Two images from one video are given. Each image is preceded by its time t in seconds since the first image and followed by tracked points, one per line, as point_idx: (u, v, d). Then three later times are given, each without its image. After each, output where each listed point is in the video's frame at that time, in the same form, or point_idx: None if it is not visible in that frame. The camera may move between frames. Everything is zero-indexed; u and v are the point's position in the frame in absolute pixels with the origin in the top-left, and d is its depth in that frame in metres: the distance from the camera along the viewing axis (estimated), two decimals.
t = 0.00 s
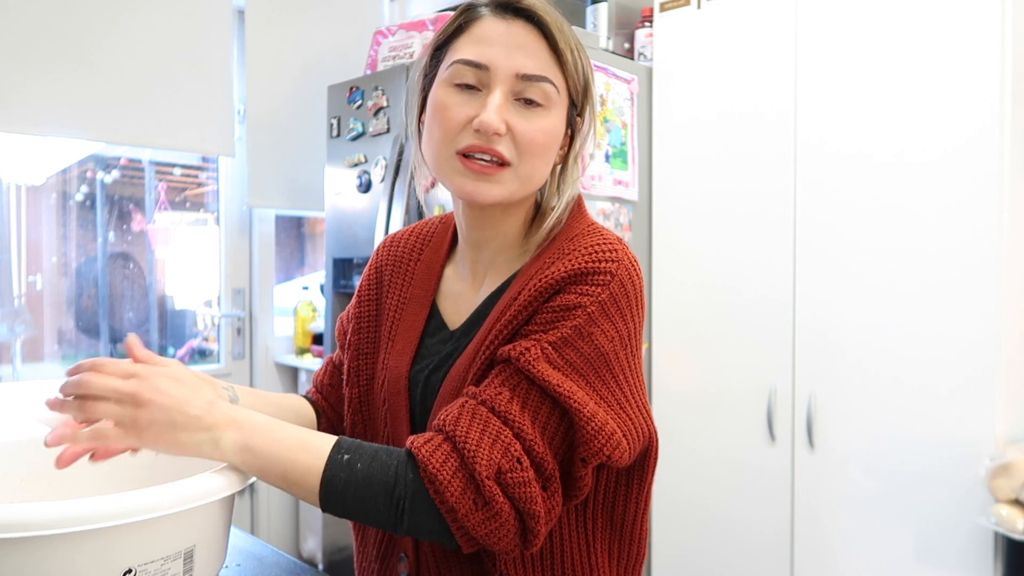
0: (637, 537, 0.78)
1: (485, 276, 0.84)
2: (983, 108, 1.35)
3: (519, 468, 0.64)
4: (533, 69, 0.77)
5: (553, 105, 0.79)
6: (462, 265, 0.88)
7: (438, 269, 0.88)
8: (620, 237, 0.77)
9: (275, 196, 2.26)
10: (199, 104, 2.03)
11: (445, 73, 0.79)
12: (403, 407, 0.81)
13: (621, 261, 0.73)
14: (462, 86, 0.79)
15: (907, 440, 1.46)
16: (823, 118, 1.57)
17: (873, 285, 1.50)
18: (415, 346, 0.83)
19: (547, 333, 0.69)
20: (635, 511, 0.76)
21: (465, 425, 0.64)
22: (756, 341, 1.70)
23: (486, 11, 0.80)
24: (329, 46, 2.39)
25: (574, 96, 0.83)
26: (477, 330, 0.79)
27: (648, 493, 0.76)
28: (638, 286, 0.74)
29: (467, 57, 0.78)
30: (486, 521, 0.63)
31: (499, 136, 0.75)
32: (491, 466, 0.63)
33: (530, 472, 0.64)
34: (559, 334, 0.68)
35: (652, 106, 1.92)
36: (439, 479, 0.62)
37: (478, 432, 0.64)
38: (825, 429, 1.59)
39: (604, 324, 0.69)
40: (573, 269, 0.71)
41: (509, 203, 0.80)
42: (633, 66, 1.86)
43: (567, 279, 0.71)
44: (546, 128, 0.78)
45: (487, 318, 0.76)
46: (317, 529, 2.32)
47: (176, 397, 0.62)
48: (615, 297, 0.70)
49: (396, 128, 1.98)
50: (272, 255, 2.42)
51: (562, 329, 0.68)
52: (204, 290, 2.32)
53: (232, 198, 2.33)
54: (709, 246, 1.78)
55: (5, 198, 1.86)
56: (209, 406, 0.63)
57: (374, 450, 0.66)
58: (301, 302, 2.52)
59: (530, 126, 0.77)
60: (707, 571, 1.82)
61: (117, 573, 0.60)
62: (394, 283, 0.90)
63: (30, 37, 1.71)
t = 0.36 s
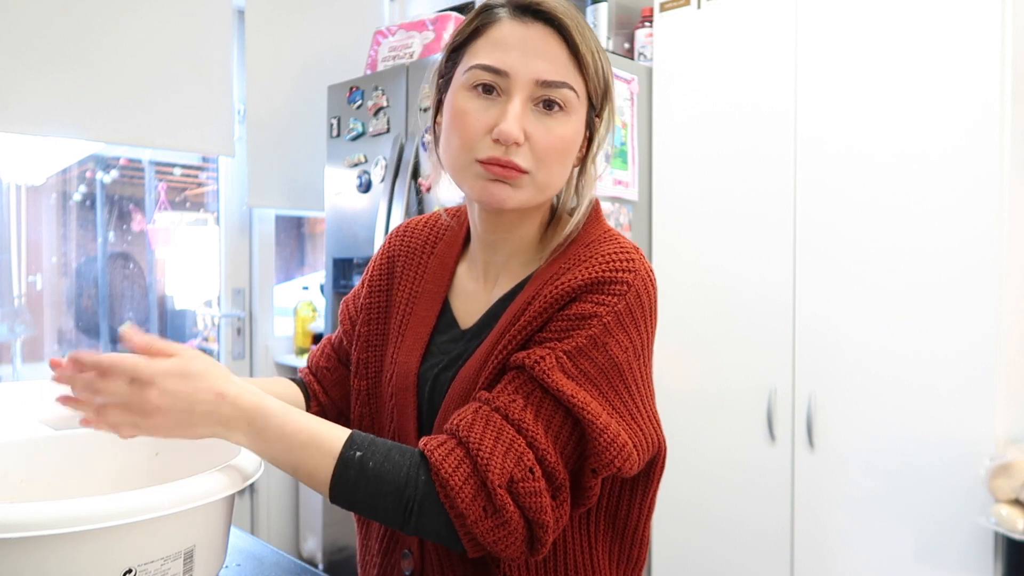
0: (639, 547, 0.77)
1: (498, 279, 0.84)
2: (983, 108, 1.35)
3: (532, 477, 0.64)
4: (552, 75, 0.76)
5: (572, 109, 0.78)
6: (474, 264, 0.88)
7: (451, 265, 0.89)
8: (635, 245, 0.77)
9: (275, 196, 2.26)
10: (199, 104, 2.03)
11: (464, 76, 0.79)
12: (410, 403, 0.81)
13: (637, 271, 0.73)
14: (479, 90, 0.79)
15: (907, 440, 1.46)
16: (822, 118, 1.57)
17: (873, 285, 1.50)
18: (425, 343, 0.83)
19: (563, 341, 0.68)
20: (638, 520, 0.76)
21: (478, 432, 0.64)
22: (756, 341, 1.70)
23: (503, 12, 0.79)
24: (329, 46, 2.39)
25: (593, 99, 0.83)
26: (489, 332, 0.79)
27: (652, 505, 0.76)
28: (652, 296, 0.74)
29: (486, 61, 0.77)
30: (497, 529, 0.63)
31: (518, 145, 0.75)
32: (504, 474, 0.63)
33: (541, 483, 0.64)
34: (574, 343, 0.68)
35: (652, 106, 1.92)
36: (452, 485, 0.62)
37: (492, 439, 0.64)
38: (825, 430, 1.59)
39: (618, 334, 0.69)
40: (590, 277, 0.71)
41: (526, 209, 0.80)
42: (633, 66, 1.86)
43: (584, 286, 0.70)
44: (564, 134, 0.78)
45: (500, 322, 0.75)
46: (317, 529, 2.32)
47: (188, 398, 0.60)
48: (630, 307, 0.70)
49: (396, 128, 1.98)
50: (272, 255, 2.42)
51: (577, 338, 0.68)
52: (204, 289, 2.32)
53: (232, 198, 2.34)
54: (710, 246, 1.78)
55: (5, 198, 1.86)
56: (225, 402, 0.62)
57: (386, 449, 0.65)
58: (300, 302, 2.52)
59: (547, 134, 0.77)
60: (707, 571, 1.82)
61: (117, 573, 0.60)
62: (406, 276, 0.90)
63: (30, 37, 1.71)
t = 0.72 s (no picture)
0: (631, 555, 0.77)
1: (505, 278, 0.84)
2: (983, 108, 1.35)
3: (527, 480, 0.64)
4: (561, 74, 0.76)
5: (582, 112, 0.78)
6: (483, 262, 0.88)
7: (461, 262, 0.89)
8: (640, 249, 0.77)
9: (275, 196, 2.26)
10: (199, 104, 2.03)
11: (478, 71, 0.81)
12: (412, 396, 0.81)
13: (640, 276, 0.72)
14: (491, 86, 0.80)
15: (907, 440, 1.46)
16: (822, 118, 1.57)
17: (872, 285, 1.50)
18: (430, 338, 0.83)
19: (562, 342, 0.68)
20: (633, 529, 0.76)
21: (474, 431, 0.64)
22: (756, 341, 1.70)
23: (523, 9, 0.79)
24: (329, 46, 2.39)
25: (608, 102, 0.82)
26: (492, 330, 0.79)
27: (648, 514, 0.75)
28: (656, 301, 0.74)
29: (498, 56, 0.78)
30: (490, 531, 0.63)
31: (519, 142, 0.76)
32: (498, 476, 0.63)
33: (536, 486, 0.64)
34: (574, 346, 0.68)
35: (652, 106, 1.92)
36: (447, 486, 0.62)
37: (488, 440, 0.64)
38: (825, 430, 1.59)
39: (619, 338, 0.69)
40: (592, 279, 0.71)
41: (530, 207, 0.80)
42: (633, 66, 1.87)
43: (585, 289, 0.70)
44: (570, 135, 0.77)
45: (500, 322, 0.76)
46: (317, 529, 2.33)
47: (161, 410, 0.59)
48: (632, 311, 0.70)
49: (396, 128, 1.99)
50: (273, 255, 2.42)
51: (577, 341, 0.68)
52: (204, 289, 2.32)
53: (233, 198, 2.34)
54: (710, 246, 1.78)
55: (5, 198, 1.86)
56: (198, 418, 0.60)
57: (378, 452, 0.65)
58: (300, 302, 2.52)
59: (552, 133, 0.76)
60: (707, 571, 1.82)
61: (118, 573, 0.60)
62: (415, 270, 0.91)
63: (30, 37, 1.71)
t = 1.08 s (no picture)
0: (630, 559, 0.77)
1: (506, 276, 0.85)
2: (983, 109, 1.35)
3: (533, 480, 0.64)
4: (561, 64, 0.77)
5: (581, 104, 0.79)
6: (485, 261, 0.88)
7: (463, 262, 0.89)
8: (642, 250, 0.77)
9: (275, 196, 2.26)
10: (199, 104, 2.03)
11: (488, 64, 0.83)
12: (411, 393, 0.81)
13: (643, 276, 0.72)
14: (496, 77, 0.82)
15: (907, 440, 1.46)
16: (822, 119, 1.57)
17: (872, 285, 1.50)
18: (430, 335, 0.83)
19: (564, 341, 0.68)
20: (631, 532, 0.76)
21: (479, 430, 0.64)
22: (756, 341, 1.70)
23: (535, 7, 0.82)
24: (329, 46, 2.39)
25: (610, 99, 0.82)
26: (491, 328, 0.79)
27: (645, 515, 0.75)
28: (657, 301, 0.74)
29: (505, 46, 0.81)
30: (495, 532, 0.63)
31: (513, 125, 0.76)
32: (508, 478, 0.63)
33: (543, 488, 0.64)
34: (576, 345, 0.68)
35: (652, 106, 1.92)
36: (456, 486, 0.62)
37: (497, 441, 0.63)
38: (825, 430, 1.59)
39: (620, 338, 0.69)
40: (593, 279, 0.70)
41: (524, 198, 0.80)
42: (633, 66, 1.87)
43: (587, 289, 0.70)
44: (564, 123, 0.77)
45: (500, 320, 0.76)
46: (317, 529, 2.32)
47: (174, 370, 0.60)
48: (633, 311, 0.70)
49: (396, 128, 1.99)
50: (273, 255, 2.42)
51: (578, 340, 0.68)
52: (204, 289, 2.32)
53: (232, 198, 2.34)
54: (710, 245, 1.78)
55: (5, 198, 1.86)
56: (209, 386, 0.60)
57: (389, 442, 0.64)
58: (300, 302, 2.52)
59: (545, 119, 0.77)
60: (707, 571, 1.82)
61: (117, 573, 0.60)
62: (418, 270, 0.91)
63: (30, 38, 1.71)
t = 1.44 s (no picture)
0: (627, 557, 0.77)
1: (503, 272, 0.84)
2: (983, 109, 1.35)
3: (540, 466, 0.63)
4: (547, 61, 0.78)
5: (570, 99, 0.79)
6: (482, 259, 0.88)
7: (462, 261, 0.90)
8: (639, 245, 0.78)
9: (275, 196, 2.26)
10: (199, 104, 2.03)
11: (477, 68, 0.84)
12: (409, 390, 0.81)
13: (641, 270, 0.73)
14: (485, 78, 0.82)
15: (907, 439, 1.46)
16: (822, 119, 1.58)
17: (872, 285, 1.51)
18: (428, 332, 0.83)
19: (567, 329, 0.68)
20: (630, 526, 0.76)
21: (487, 417, 0.63)
22: (756, 341, 1.70)
23: (519, 8, 0.83)
24: (329, 46, 2.39)
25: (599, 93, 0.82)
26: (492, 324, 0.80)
27: (643, 511, 0.75)
28: (654, 295, 0.74)
29: (492, 48, 0.81)
30: (501, 519, 0.62)
31: (504, 123, 0.76)
32: (515, 463, 0.62)
33: (549, 474, 0.64)
34: (580, 334, 0.68)
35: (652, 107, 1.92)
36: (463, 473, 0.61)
37: (504, 427, 0.63)
38: (825, 430, 1.59)
39: (621, 328, 0.69)
40: (594, 269, 0.71)
41: (519, 195, 0.80)
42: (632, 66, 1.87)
43: (589, 278, 0.71)
44: (556, 119, 0.78)
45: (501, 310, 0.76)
46: (317, 529, 2.32)
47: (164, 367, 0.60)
48: (634, 302, 0.71)
49: (396, 128, 1.99)
50: (272, 255, 2.43)
51: (581, 328, 0.68)
52: (204, 289, 2.32)
53: (232, 198, 2.34)
54: (710, 245, 1.78)
55: (4, 198, 1.86)
56: (194, 389, 0.60)
57: (389, 436, 0.63)
58: (300, 302, 2.52)
59: (536, 116, 0.77)
60: (707, 571, 1.82)
61: (117, 573, 0.60)
62: (417, 270, 0.91)
63: (30, 38, 1.71)
